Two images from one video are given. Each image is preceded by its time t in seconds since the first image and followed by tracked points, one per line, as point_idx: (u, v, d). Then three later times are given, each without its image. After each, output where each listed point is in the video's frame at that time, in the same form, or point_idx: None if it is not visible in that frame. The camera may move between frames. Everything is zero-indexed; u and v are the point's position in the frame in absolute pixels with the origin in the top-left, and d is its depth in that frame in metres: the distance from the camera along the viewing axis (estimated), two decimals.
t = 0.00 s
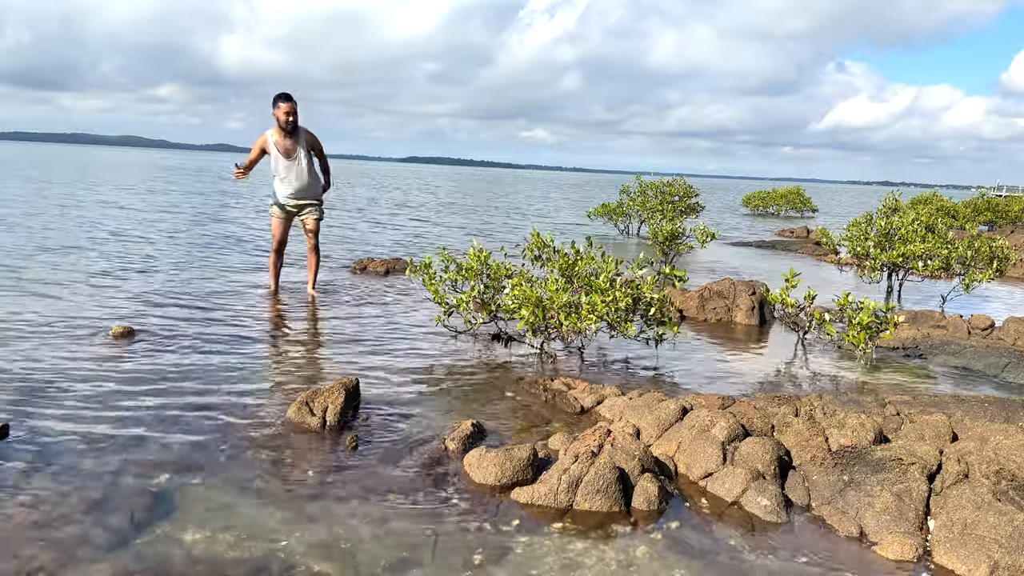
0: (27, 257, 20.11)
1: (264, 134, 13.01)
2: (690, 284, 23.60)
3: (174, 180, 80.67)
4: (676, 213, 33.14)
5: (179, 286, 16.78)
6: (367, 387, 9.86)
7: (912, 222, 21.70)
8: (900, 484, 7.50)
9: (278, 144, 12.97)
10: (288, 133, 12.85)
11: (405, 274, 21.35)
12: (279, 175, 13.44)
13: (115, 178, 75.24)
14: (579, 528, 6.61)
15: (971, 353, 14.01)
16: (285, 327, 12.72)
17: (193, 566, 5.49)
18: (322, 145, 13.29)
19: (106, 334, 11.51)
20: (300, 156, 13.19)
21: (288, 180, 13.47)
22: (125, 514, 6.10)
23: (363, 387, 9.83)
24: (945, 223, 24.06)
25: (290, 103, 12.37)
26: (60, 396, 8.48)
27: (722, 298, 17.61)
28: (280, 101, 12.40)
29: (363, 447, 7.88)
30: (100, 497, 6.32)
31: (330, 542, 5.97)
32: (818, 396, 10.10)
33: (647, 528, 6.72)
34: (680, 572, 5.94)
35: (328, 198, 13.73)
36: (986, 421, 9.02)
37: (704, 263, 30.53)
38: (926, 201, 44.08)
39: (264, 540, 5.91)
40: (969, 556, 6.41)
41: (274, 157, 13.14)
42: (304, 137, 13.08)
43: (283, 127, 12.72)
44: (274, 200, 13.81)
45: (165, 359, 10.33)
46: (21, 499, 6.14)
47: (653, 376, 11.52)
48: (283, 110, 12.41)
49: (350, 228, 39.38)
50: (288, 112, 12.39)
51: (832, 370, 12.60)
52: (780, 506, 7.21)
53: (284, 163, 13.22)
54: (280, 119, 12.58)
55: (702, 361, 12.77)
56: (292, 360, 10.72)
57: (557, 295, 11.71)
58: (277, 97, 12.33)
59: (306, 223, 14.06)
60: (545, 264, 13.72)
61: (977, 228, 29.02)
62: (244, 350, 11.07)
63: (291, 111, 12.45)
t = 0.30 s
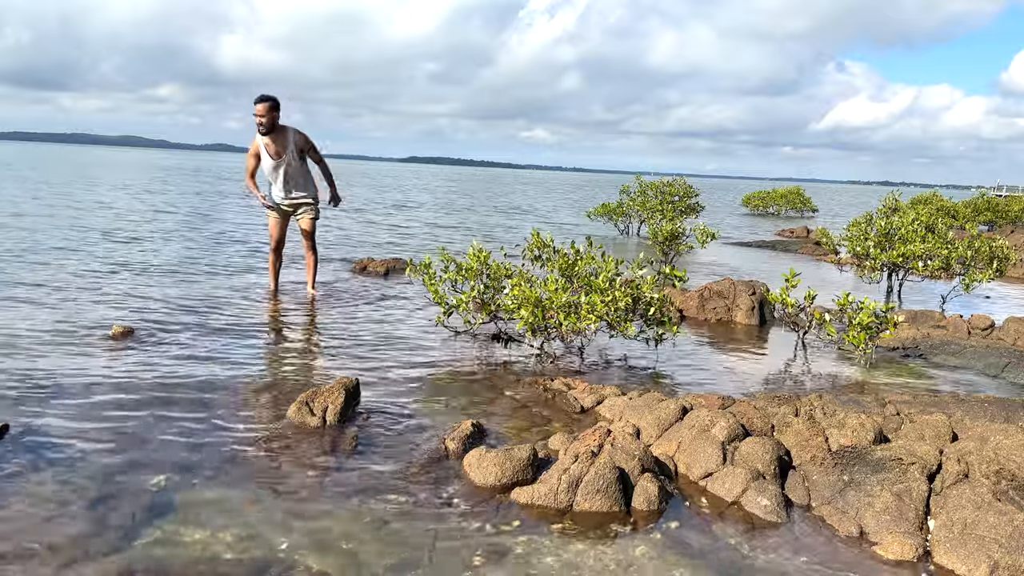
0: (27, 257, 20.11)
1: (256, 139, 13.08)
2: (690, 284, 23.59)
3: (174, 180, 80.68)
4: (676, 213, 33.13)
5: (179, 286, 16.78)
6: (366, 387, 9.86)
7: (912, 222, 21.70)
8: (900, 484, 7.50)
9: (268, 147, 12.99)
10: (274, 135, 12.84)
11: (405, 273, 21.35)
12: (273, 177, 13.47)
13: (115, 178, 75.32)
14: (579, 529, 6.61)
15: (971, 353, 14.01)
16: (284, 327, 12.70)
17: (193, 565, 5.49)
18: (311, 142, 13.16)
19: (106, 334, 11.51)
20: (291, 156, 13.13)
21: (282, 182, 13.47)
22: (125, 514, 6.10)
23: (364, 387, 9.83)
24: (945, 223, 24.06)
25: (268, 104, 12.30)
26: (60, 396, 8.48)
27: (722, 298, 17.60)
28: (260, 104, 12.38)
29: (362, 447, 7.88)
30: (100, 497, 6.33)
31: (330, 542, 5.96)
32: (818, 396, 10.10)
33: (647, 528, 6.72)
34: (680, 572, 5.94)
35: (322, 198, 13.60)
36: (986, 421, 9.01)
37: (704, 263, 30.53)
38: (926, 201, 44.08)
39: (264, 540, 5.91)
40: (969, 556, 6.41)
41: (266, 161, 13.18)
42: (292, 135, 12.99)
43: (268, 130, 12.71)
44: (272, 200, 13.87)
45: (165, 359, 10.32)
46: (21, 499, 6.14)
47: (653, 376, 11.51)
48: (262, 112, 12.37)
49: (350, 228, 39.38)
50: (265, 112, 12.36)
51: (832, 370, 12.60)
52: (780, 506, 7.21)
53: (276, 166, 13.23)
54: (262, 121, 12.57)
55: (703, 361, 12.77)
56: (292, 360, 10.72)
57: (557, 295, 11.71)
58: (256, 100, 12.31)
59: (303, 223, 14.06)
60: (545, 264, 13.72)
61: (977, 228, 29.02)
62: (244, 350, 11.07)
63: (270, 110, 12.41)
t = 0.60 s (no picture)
0: (26, 257, 20.10)
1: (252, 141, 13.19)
2: (690, 284, 23.59)
3: (174, 180, 80.69)
4: (676, 213, 33.12)
5: (179, 286, 16.78)
6: (367, 387, 9.86)
7: (912, 222, 21.70)
8: (900, 484, 7.50)
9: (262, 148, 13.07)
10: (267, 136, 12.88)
11: (406, 273, 21.35)
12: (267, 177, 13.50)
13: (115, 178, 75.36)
14: (579, 529, 6.61)
15: (970, 353, 14.02)
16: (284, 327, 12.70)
17: (193, 565, 5.49)
18: (302, 145, 13.04)
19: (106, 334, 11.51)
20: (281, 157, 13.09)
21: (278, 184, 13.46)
22: (126, 514, 6.09)
23: (364, 387, 9.83)
24: (945, 223, 24.07)
25: (258, 103, 12.36)
26: (59, 396, 8.47)
27: (722, 298, 17.61)
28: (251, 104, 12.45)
29: (363, 447, 7.87)
30: (101, 497, 6.33)
31: (331, 542, 5.96)
32: (818, 396, 10.10)
33: (647, 528, 6.72)
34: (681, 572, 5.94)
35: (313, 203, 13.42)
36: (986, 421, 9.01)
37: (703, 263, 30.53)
38: (926, 201, 44.08)
39: (264, 540, 5.91)
40: (970, 556, 6.41)
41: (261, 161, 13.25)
42: (284, 136, 12.98)
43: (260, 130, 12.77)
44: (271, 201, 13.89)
45: (165, 359, 10.31)
46: (20, 499, 6.14)
47: (653, 376, 11.51)
48: (252, 112, 12.45)
49: (350, 228, 39.38)
50: (254, 111, 12.43)
51: (832, 370, 12.60)
52: (780, 506, 7.21)
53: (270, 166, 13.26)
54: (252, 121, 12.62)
55: (703, 361, 12.77)
56: (292, 360, 10.72)
57: (557, 295, 11.71)
58: (247, 101, 12.39)
59: (302, 223, 14.06)
60: (545, 264, 13.72)
61: (977, 227, 29.03)
62: (244, 350, 11.06)
63: (260, 109, 12.47)
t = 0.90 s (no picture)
0: (26, 257, 20.09)
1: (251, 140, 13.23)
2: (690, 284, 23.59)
3: (174, 180, 80.69)
4: (676, 213, 33.12)
5: (179, 286, 16.79)
6: (366, 387, 9.86)
7: (912, 222, 21.71)
8: (900, 484, 7.50)
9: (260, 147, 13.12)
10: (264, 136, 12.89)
11: (406, 273, 21.35)
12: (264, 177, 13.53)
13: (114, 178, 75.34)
14: (579, 529, 6.61)
15: (971, 353, 14.01)
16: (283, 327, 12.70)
17: (193, 566, 5.49)
18: (298, 145, 12.99)
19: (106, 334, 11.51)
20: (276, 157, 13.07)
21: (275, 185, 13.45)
22: (126, 515, 6.10)
23: (364, 387, 9.84)
24: (945, 223, 24.07)
25: (253, 103, 12.36)
26: (60, 397, 8.48)
27: (722, 298, 17.61)
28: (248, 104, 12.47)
29: (363, 447, 7.87)
30: (101, 497, 6.33)
31: (331, 542, 5.96)
32: (818, 396, 10.10)
33: (647, 528, 6.72)
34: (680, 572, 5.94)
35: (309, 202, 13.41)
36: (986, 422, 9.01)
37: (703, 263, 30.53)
38: (926, 201, 44.10)
39: (264, 540, 5.91)
40: (970, 556, 6.41)
41: (259, 160, 13.28)
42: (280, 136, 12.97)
43: (256, 129, 12.78)
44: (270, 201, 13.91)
45: (165, 359, 10.32)
46: (21, 499, 6.15)
47: (653, 376, 11.52)
48: (248, 112, 12.48)
49: (349, 228, 39.39)
50: (250, 111, 12.45)
51: (832, 370, 12.60)
52: (780, 506, 7.22)
53: (267, 166, 13.27)
54: (248, 121, 12.63)
55: (703, 361, 12.77)
56: (292, 360, 10.72)
57: (557, 295, 11.71)
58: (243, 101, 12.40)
59: (301, 223, 14.05)
60: (545, 264, 13.72)
61: (977, 227, 29.04)
62: (244, 350, 11.06)
63: (256, 109, 12.48)
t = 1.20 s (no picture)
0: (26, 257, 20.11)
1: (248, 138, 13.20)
2: (690, 284, 23.60)
3: (174, 180, 80.71)
4: (676, 213, 33.13)
5: (179, 286, 16.81)
6: (367, 387, 9.86)
7: (912, 222, 21.71)
8: (900, 484, 7.50)
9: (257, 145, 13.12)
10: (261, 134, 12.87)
11: (406, 273, 21.36)
12: (262, 172, 13.56)
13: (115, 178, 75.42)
14: (579, 529, 6.61)
15: (970, 353, 14.01)
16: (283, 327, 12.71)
17: (193, 565, 5.50)
18: (295, 143, 12.99)
19: (106, 334, 11.52)
20: (274, 154, 13.08)
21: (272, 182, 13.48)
22: (126, 514, 6.10)
23: (364, 387, 9.84)
24: (945, 223, 24.07)
25: (252, 102, 12.32)
26: (60, 397, 8.49)
27: (722, 298, 17.61)
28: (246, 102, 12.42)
29: (363, 447, 7.88)
30: (101, 497, 6.33)
31: (331, 542, 5.96)
32: (819, 396, 10.10)
33: (647, 528, 6.72)
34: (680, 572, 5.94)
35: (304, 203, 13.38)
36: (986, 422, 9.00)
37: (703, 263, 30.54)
38: (926, 201, 44.11)
39: (264, 540, 5.91)
40: (970, 556, 6.41)
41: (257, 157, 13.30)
42: (278, 135, 12.94)
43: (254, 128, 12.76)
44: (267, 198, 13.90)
45: (165, 359, 10.33)
46: (21, 499, 6.16)
47: (653, 376, 11.51)
48: (247, 111, 12.41)
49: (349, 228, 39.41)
50: (249, 110, 12.38)
51: (832, 370, 12.61)
52: (780, 506, 7.22)
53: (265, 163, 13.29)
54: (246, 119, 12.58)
55: (703, 361, 12.77)
56: (292, 360, 10.72)
57: (557, 295, 11.71)
58: (241, 99, 12.34)
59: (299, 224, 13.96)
60: (545, 264, 13.71)
61: (977, 227, 29.05)
62: (244, 350, 11.06)
63: (254, 109, 12.43)
